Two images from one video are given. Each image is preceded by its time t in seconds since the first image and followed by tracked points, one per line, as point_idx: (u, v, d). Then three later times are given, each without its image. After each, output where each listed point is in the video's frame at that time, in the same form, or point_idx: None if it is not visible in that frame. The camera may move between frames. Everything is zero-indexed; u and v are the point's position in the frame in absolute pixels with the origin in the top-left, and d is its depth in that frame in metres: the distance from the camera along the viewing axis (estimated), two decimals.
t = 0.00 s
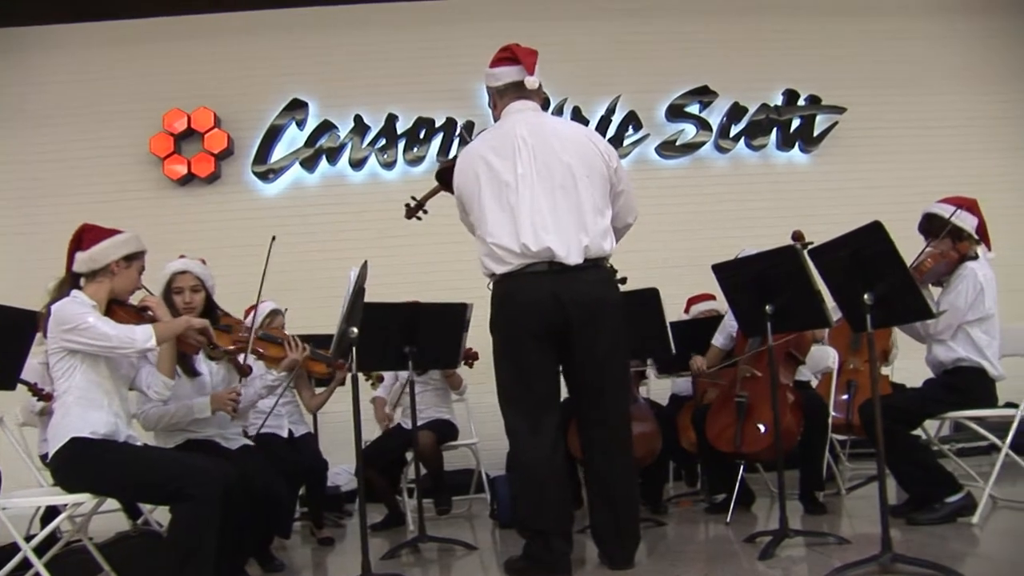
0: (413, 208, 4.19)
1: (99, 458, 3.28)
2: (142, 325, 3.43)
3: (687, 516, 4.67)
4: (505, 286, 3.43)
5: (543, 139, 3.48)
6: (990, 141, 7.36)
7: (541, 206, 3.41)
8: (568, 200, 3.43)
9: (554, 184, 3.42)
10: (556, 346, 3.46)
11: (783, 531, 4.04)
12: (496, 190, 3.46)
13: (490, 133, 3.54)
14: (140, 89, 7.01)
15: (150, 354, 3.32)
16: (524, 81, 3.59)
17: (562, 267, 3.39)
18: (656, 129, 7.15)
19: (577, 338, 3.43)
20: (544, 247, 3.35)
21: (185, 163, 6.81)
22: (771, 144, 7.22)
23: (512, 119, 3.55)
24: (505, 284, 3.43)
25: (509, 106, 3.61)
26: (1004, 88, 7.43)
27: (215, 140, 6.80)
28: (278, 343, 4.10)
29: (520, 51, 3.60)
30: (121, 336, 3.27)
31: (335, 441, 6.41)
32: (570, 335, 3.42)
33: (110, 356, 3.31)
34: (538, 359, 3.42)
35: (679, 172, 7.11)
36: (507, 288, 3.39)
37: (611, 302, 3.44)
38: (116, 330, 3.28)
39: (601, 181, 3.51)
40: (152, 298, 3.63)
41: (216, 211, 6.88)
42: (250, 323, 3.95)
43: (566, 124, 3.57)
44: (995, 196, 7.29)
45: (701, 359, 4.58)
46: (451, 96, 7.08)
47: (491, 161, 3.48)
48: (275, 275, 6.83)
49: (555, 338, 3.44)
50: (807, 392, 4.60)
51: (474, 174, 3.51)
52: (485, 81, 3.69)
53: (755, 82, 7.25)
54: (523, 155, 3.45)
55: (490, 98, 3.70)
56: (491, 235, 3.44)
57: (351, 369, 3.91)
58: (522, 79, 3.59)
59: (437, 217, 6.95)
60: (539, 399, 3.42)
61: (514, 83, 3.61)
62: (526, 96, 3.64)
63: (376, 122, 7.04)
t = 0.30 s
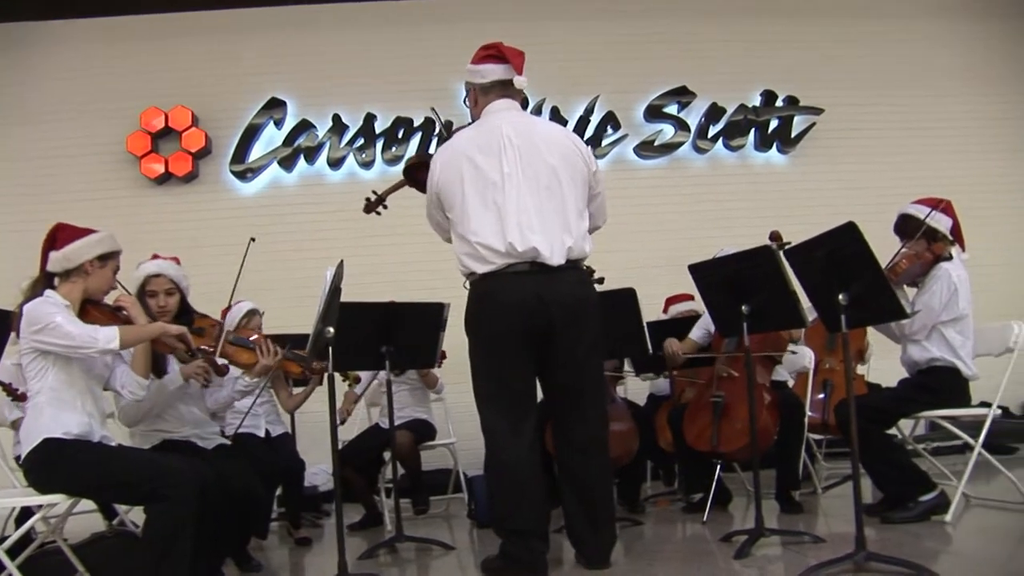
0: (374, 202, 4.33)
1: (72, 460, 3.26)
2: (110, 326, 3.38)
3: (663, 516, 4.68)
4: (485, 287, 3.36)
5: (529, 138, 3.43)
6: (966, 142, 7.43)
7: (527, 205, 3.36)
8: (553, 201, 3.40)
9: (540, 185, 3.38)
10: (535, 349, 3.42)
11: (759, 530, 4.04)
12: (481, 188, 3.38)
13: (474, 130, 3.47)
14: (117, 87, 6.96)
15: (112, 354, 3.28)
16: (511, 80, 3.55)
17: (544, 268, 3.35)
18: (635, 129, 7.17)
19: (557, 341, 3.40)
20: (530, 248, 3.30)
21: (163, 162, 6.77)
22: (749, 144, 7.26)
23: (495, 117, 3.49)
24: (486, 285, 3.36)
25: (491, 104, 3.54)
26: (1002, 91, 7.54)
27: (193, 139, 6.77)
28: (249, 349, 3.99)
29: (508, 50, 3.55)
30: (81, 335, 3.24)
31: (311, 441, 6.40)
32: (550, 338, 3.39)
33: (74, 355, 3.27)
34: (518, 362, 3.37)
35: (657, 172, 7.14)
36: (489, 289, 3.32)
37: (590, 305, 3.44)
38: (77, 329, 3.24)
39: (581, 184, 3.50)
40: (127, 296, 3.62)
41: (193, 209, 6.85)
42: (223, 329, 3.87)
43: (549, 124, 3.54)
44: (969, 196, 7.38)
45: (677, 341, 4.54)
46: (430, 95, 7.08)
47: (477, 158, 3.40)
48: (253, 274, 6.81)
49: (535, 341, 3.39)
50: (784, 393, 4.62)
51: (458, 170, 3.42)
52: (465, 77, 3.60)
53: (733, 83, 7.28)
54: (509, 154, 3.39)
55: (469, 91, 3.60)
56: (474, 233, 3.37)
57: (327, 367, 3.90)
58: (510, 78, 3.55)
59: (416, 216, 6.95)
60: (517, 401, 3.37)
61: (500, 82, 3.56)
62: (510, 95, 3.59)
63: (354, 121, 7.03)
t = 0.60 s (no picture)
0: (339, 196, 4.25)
1: (47, 459, 3.24)
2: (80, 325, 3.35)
3: (642, 516, 4.69)
4: (468, 286, 3.32)
5: (518, 138, 3.42)
6: (934, 144, 7.59)
7: (516, 205, 3.34)
8: (540, 202, 3.40)
9: (529, 186, 3.37)
10: (512, 351, 3.38)
11: (736, 530, 4.05)
12: (470, 186, 3.34)
13: (463, 127, 3.43)
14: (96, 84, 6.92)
15: (80, 354, 3.25)
16: (505, 80, 3.54)
17: (529, 268, 3.34)
18: (615, 130, 7.18)
19: (538, 342, 3.38)
20: (519, 248, 3.29)
21: (142, 160, 6.74)
22: (730, 145, 7.29)
23: (484, 116, 3.46)
24: (469, 284, 3.32)
25: (480, 103, 3.51)
26: (981, 95, 7.70)
27: (172, 137, 6.74)
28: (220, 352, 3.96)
29: (501, 51, 3.54)
30: (48, 334, 3.22)
31: (290, 440, 6.39)
32: (531, 339, 3.37)
33: (42, 354, 3.25)
34: (494, 362, 3.33)
35: (638, 173, 7.15)
36: (473, 288, 3.29)
37: (571, 307, 3.42)
38: (44, 328, 3.22)
39: (565, 187, 3.51)
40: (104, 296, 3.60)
41: (173, 208, 6.81)
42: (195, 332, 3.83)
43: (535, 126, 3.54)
44: (939, 197, 7.53)
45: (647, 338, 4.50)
46: (410, 94, 7.08)
47: (466, 156, 3.37)
48: (233, 273, 6.79)
49: (516, 342, 3.37)
50: (763, 393, 4.63)
51: (447, 168, 3.37)
52: (454, 73, 3.54)
53: (713, 84, 7.32)
54: (500, 153, 3.37)
55: (457, 88, 3.56)
56: (462, 232, 3.33)
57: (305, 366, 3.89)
58: (505, 79, 3.54)
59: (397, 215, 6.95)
60: (497, 401, 3.34)
61: (491, 81, 3.53)
62: (499, 95, 3.57)
63: (335, 120, 7.01)
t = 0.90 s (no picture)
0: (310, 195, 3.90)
1: (22, 462, 3.21)
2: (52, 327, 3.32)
3: (623, 517, 4.70)
4: (452, 287, 3.26)
5: (506, 141, 3.38)
6: (912, 147, 7.66)
7: (504, 207, 3.29)
8: (526, 205, 3.36)
9: (517, 188, 3.34)
10: (495, 352, 3.32)
11: (716, 532, 4.04)
12: (459, 186, 3.28)
13: (450, 127, 3.38)
14: (76, 85, 6.89)
15: (51, 355, 3.22)
16: (492, 83, 3.49)
17: (514, 270, 3.29)
18: (597, 132, 7.19)
19: (521, 344, 3.32)
20: (507, 250, 3.24)
21: (122, 161, 6.70)
22: (711, 147, 7.33)
23: (472, 116, 3.41)
24: (453, 285, 3.26)
25: (467, 105, 3.47)
26: (956, 97, 7.77)
27: (153, 138, 6.71)
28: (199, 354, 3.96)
29: (488, 54, 3.50)
30: (18, 335, 3.18)
31: (270, 443, 6.37)
32: (514, 341, 3.31)
33: (15, 356, 3.22)
34: (474, 364, 3.26)
35: (620, 175, 7.17)
36: (457, 289, 3.22)
37: (553, 309, 3.37)
38: (16, 329, 3.19)
39: (550, 192, 3.48)
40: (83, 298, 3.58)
41: (153, 210, 6.78)
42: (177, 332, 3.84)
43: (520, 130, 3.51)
44: (917, 199, 7.59)
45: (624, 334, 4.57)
46: (392, 96, 7.08)
47: (455, 155, 3.31)
48: (213, 275, 6.76)
49: (499, 344, 3.31)
50: (742, 395, 4.67)
51: (435, 167, 3.31)
52: (440, 74, 3.48)
53: (692, 87, 7.38)
54: (489, 154, 3.32)
55: (443, 89, 3.49)
56: (450, 232, 3.27)
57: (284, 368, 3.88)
58: (491, 81, 3.48)
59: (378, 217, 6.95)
60: (479, 404, 3.27)
61: (479, 84, 3.48)
62: (485, 98, 3.52)
63: (316, 122, 7.00)
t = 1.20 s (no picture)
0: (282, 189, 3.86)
1: None
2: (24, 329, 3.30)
3: (600, 518, 4.71)
4: (431, 287, 3.22)
5: (487, 142, 3.38)
6: (888, 149, 7.73)
7: (485, 208, 3.28)
8: (506, 207, 3.35)
9: (498, 189, 3.32)
10: (472, 352, 3.28)
11: (692, 532, 4.05)
12: (441, 187, 3.26)
13: (432, 128, 3.35)
14: (53, 83, 6.84)
15: (21, 356, 3.20)
16: (473, 85, 3.48)
17: (493, 271, 3.27)
18: (576, 133, 7.21)
19: (498, 344, 3.30)
20: (489, 251, 3.22)
21: (100, 160, 6.67)
22: (689, 149, 7.38)
23: (453, 117, 3.40)
24: (433, 285, 3.22)
25: (448, 106, 3.44)
26: (929, 100, 7.88)
27: (130, 137, 6.68)
28: (175, 354, 3.94)
29: (470, 56, 3.50)
30: None
31: (246, 444, 6.35)
32: (491, 341, 3.28)
33: None
34: (451, 363, 3.21)
35: (598, 176, 7.18)
36: (436, 290, 3.19)
37: (530, 310, 3.35)
38: None
39: (527, 195, 3.48)
40: (57, 298, 3.55)
41: (130, 209, 6.74)
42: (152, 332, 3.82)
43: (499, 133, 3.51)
44: (894, 201, 7.65)
45: (612, 335, 4.44)
46: (371, 96, 7.08)
47: (438, 156, 3.28)
48: (189, 276, 6.72)
49: (477, 344, 3.28)
50: (720, 398, 4.73)
51: (417, 167, 3.28)
52: (421, 74, 3.46)
53: (669, 90, 7.42)
54: (471, 155, 3.31)
55: (424, 90, 3.47)
56: (432, 232, 3.23)
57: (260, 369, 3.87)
58: (472, 83, 3.48)
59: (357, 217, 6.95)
60: (456, 404, 3.23)
61: (460, 85, 3.47)
62: (466, 100, 3.51)
63: (294, 121, 6.99)
